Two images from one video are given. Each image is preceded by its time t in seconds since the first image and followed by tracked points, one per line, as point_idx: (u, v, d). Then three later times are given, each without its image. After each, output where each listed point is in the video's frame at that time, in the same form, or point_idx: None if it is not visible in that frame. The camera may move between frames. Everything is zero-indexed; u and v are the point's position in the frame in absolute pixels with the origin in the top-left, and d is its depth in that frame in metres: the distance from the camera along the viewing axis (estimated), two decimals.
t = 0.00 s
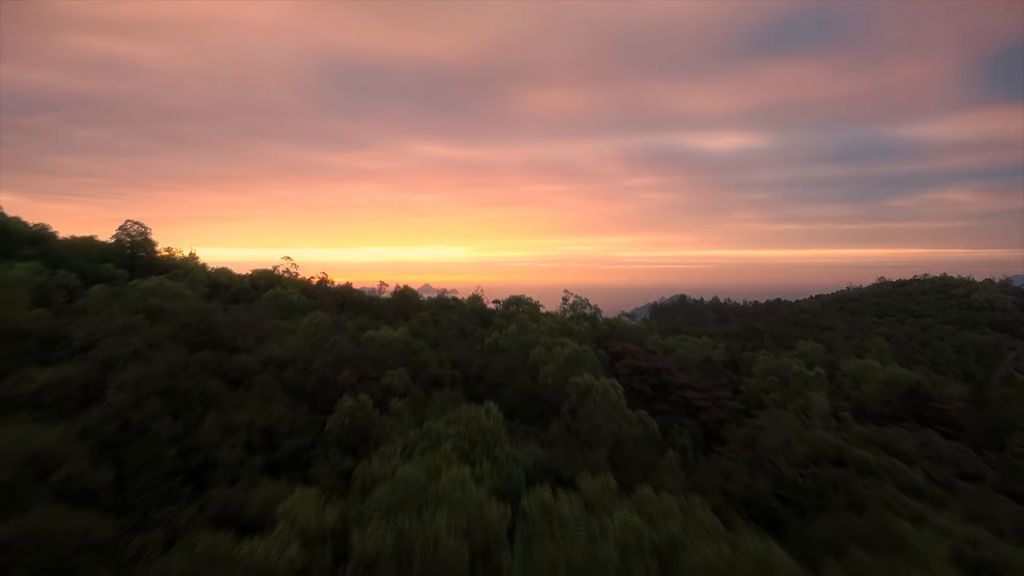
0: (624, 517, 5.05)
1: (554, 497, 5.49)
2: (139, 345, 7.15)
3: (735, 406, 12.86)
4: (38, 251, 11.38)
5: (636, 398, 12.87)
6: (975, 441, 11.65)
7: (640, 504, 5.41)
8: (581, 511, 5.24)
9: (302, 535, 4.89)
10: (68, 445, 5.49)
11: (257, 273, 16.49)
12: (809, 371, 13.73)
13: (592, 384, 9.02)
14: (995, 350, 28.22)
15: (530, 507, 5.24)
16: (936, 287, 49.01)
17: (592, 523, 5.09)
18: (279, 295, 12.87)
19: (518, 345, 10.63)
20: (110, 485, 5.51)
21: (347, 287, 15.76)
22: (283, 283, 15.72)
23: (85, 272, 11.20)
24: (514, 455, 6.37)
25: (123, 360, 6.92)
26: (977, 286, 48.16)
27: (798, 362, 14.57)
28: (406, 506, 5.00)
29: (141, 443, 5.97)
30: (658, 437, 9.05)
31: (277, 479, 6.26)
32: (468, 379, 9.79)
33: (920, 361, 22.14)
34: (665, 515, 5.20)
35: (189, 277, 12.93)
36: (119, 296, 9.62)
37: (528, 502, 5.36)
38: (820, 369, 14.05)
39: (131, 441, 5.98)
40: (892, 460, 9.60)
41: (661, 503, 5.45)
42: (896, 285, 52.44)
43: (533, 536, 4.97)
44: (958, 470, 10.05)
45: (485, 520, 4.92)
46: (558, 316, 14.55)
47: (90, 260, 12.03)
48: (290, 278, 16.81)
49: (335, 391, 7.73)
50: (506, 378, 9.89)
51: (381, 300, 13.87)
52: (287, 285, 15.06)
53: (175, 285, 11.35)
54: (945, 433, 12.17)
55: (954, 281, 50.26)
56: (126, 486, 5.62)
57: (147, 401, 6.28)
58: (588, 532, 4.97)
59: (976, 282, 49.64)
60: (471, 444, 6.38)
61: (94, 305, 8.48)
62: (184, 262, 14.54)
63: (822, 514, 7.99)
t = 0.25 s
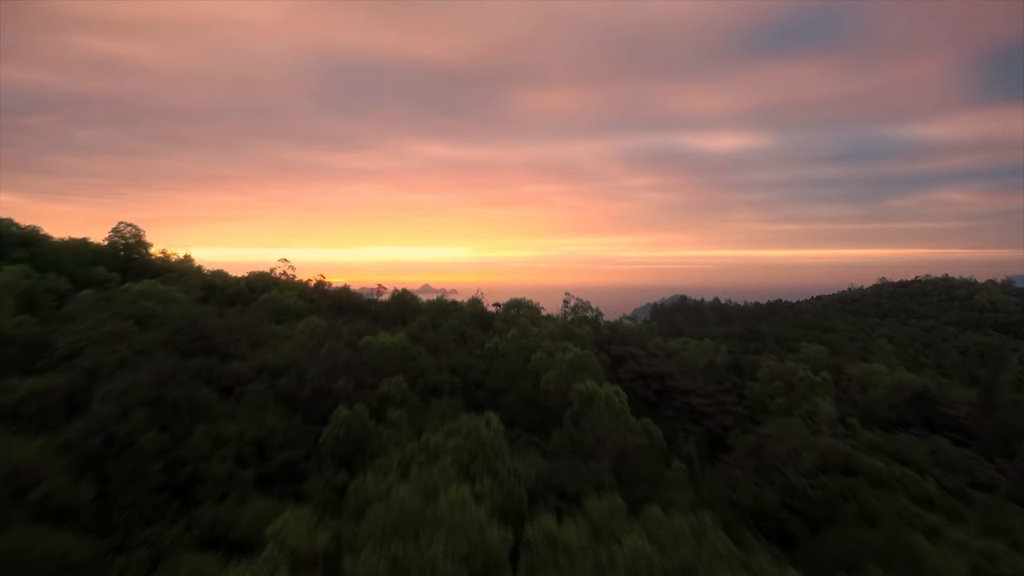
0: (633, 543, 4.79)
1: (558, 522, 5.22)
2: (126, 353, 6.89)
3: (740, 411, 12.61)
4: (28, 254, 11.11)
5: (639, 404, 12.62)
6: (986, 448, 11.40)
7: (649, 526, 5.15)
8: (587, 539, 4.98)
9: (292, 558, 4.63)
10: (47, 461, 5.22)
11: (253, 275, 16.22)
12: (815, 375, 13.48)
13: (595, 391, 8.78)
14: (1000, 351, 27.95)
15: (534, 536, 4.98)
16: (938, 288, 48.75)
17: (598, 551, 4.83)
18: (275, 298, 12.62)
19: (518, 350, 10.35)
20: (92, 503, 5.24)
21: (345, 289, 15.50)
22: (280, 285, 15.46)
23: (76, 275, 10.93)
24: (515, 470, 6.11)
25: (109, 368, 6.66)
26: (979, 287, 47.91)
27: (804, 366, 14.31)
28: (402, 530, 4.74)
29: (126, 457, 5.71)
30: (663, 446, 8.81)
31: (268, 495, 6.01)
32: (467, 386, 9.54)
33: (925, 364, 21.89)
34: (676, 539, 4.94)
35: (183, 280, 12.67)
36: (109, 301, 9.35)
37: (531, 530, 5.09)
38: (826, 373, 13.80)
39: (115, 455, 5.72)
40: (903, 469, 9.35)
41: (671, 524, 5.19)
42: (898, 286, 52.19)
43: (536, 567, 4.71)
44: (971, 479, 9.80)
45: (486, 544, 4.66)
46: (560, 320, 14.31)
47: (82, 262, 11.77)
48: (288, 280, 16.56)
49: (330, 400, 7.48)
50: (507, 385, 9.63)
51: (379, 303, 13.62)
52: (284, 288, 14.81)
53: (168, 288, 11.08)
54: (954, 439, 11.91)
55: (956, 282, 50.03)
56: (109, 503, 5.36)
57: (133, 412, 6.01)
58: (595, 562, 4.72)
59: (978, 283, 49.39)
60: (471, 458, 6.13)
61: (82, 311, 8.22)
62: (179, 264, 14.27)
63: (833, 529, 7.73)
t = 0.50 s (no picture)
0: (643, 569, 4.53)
1: (563, 548, 4.97)
2: (113, 362, 6.62)
3: (745, 417, 12.36)
4: (17, 256, 10.86)
5: (642, 410, 12.37)
6: (998, 456, 11.13)
7: (659, 547, 4.89)
8: (595, 566, 4.72)
9: None
10: (25, 479, 4.94)
11: (250, 277, 15.97)
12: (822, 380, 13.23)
13: (599, 399, 8.53)
14: (1005, 354, 27.68)
15: (538, 565, 4.72)
16: (941, 289, 48.49)
17: None
18: (271, 302, 12.36)
19: (520, 355, 10.09)
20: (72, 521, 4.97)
21: (343, 292, 15.24)
22: (277, 288, 15.21)
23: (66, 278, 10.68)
24: (518, 486, 5.85)
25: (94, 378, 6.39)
26: (983, 288, 47.62)
27: (810, 370, 14.06)
28: (399, 556, 4.48)
29: (110, 472, 5.44)
30: (669, 455, 8.56)
31: (259, 512, 5.75)
32: (467, 393, 9.29)
33: (929, 367, 21.63)
34: (687, 563, 4.69)
35: (176, 283, 12.42)
36: (98, 306, 9.09)
37: (535, 559, 4.83)
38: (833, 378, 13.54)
39: (99, 470, 5.45)
40: (916, 479, 9.09)
41: (682, 546, 4.93)
42: (900, 287, 51.93)
43: None
44: (984, 489, 9.54)
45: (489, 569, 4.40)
46: (562, 323, 14.06)
47: (73, 265, 11.51)
48: (285, 282, 16.32)
49: (325, 410, 7.22)
50: (508, 392, 9.38)
51: (377, 307, 13.37)
52: (280, 291, 14.55)
53: (160, 292, 10.82)
54: (965, 446, 11.65)
55: (959, 283, 49.77)
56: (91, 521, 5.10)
57: (117, 425, 5.75)
58: None
59: (981, 284, 49.12)
60: (471, 473, 5.87)
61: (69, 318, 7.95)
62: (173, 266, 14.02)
63: (846, 544, 7.48)
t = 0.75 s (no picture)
0: None
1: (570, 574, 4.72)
2: (97, 372, 6.35)
3: (751, 424, 12.11)
4: (6, 259, 10.60)
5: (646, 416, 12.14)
6: (1010, 464, 10.87)
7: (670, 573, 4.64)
8: None
9: None
10: None
11: (246, 280, 15.72)
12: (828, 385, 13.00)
13: (603, 408, 8.30)
14: (1010, 356, 27.42)
15: None
16: (943, 290, 48.23)
17: None
18: (266, 305, 12.11)
19: (521, 362, 9.86)
20: (49, 544, 4.69)
21: (340, 295, 14.99)
22: (274, 291, 14.96)
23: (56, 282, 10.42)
24: (520, 503, 5.60)
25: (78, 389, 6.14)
26: (986, 289, 47.37)
27: (816, 375, 13.82)
28: None
29: (91, 490, 5.18)
30: (675, 466, 8.32)
31: (248, 531, 5.48)
32: (467, 400, 9.04)
33: (935, 369, 21.37)
34: None
35: (170, 286, 12.15)
36: (86, 311, 8.83)
37: None
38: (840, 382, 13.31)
39: (80, 487, 5.19)
40: (929, 489, 8.84)
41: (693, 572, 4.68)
42: (902, 288, 51.67)
43: None
44: (998, 499, 9.29)
45: None
46: (563, 327, 13.80)
47: (64, 268, 11.26)
48: (282, 285, 16.06)
49: (319, 421, 6.97)
50: (509, 399, 9.13)
51: (375, 310, 13.11)
52: (277, 293, 14.28)
53: (153, 296, 10.56)
54: (976, 453, 11.40)
55: (962, 284, 49.56)
56: (69, 544, 4.82)
57: (100, 440, 5.47)
58: None
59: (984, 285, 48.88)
60: (471, 491, 5.62)
61: (55, 325, 7.69)
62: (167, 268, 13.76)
63: (859, 560, 7.23)
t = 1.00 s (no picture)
0: None
1: None
2: (80, 383, 6.08)
3: (757, 430, 11.85)
4: None
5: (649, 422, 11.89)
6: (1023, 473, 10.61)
7: None
8: None
9: None
10: None
11: (242, 282, 15.45)
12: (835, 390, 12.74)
13: (607, 417, 8.05)
14: (1014, 359, 27.18)
15: None
16: (946, 291, 48.00)
17: None
18: (261, 309, 11.84)
19: (522, 369, 9.61)
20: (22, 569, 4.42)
21: (337, 298, 14.72)
22: (270, 293, 14.69)
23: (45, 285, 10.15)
24: (522, 521, 5.34)
25: (60, 401, 5.88)
26: (988, 290, 47.15)
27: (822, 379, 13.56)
28: None
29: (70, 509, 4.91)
30: (682, 477, 8.07)
31: (236, 552, 5.22)
32: (467, 409, 8.78)
33: (940, 372, 21.10)
34: None
35: (163, 289, 11.88)
36: (74, 316, 8.56)
37: None
38: (847, 387, 13.05)
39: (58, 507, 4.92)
40: (943, 500, 8.58)
41: None
42: (904, 288, 51.45)
43: None
44: (1014, 509, 9.02)
45: None
46: (565, 331, 13.52)
47: (54, 271, 10.99)
48: (278, 288, 15.79)
49: (312, 433, 6.71)
50: (510, 407, 8.88)
51: (373, 314, 12.84)
52: (273, 296, 14.00)
53: (145, 300, 10.29)
54: (988, 461, 11.14)
55: (964, 285, 49.34)
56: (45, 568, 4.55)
57: (80, 456, 5.21)
58: None
59: (986, 286, 48.66)
60: (470, 509, 5.37)
61: (39, 332, 7.42)
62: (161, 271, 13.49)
63: None
